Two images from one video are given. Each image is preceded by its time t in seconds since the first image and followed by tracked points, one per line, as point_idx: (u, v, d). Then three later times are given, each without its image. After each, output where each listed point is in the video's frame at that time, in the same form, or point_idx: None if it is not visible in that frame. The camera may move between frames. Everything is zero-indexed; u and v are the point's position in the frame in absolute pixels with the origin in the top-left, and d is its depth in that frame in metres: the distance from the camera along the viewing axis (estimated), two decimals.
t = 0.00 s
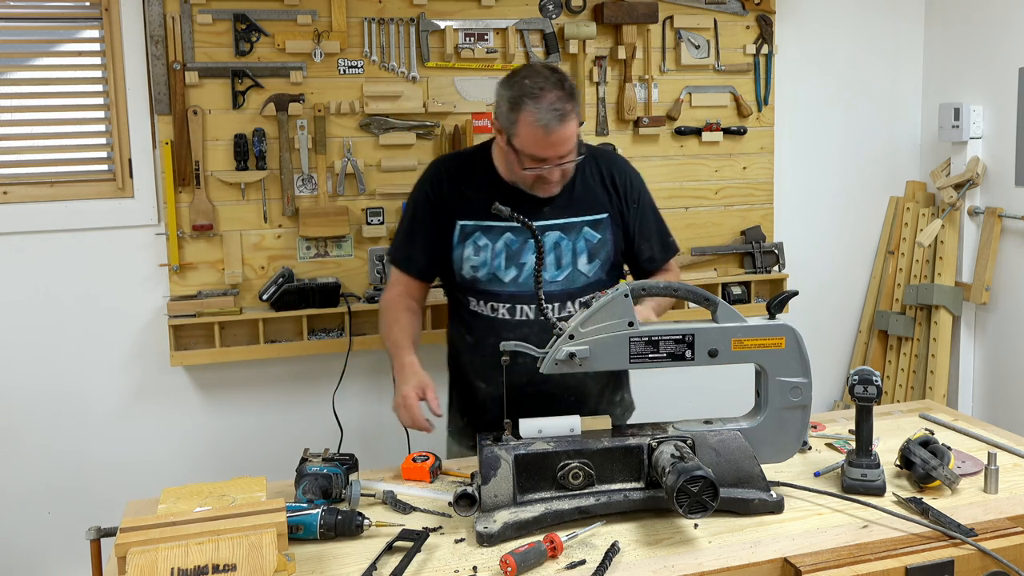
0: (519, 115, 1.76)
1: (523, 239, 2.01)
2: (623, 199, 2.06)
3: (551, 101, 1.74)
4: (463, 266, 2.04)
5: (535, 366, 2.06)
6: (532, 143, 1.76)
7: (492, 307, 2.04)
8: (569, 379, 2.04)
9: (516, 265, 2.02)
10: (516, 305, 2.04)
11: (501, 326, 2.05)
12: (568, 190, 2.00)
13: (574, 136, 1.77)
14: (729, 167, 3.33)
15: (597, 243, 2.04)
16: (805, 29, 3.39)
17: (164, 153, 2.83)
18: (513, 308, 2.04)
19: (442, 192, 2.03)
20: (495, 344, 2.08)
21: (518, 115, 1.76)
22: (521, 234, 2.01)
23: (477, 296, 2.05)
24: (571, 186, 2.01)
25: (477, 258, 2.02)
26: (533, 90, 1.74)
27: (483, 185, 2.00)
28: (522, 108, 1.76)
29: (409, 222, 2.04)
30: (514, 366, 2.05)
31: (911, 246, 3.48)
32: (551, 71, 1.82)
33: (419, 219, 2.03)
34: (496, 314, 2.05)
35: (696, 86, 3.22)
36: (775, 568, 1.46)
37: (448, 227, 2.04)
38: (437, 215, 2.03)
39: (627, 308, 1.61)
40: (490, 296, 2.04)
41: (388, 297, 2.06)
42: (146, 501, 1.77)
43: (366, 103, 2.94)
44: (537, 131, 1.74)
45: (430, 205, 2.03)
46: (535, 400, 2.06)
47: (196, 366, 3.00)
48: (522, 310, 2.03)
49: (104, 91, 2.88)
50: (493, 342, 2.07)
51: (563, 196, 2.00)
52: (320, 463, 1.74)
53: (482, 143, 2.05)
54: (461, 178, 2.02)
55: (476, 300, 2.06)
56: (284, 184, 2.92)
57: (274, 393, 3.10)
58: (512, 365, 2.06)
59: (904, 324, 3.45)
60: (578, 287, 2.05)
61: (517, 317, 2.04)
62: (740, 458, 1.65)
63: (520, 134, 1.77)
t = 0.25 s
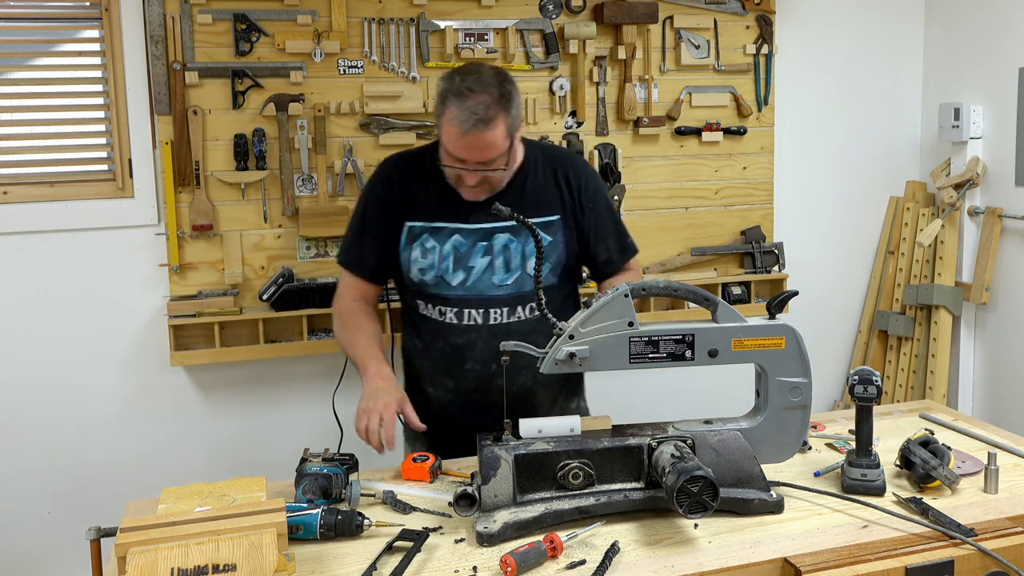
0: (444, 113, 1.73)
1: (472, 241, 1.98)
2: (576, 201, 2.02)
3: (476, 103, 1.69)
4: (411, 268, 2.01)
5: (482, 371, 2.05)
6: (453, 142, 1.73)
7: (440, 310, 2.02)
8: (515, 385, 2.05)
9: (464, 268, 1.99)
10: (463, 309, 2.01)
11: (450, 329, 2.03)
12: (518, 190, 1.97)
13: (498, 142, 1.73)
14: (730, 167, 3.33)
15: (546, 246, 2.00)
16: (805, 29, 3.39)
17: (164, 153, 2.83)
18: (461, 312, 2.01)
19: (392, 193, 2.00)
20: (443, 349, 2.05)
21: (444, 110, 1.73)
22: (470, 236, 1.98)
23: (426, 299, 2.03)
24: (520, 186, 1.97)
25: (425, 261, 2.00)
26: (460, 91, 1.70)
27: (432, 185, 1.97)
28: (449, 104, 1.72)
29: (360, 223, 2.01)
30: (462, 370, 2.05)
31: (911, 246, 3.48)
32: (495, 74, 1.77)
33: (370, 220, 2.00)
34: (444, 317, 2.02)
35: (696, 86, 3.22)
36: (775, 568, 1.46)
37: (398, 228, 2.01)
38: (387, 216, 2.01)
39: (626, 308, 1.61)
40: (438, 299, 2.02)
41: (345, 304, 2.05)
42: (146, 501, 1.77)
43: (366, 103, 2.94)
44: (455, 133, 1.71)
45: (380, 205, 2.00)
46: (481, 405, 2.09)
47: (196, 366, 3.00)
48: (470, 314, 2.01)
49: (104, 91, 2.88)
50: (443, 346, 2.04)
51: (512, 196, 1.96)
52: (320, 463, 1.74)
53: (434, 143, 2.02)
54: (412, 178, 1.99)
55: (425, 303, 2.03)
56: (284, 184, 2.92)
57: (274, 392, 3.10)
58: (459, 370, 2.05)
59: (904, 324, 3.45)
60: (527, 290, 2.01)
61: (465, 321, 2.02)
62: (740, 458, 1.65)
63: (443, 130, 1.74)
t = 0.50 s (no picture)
0: (397, 123, 1.71)
1: (436, 249, 1.98)
2: (538, 201, 2.03)
3: (429, 113, 1.68)
4: (377, 281, 1.99)
5: (453, 379, 2.05)
6: (408, 153, 1.72)
7: (406, 320, 2.01)
8: (487, 390, 2.06)
9: (430, 276, 1.99)
10: (430, 319, 2.00)
11: (417, 340, 2.02)
12: (478, 194, 1.98)
13: (454, 150, 1.73)
14: (730, 167, 3.33)
15: (510, 250, 2.00)
16: (805, 29, 3.39)
17: (164, 153, 2.83)
18: (428, 321, 2.00)
19: (354, 206, 1.99)
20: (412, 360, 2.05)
21: (397, 120, 1.71)
22: (433, 244, 1.98)
23: (392, 310, 2.02)
24: (480, 190, 1.98)
25: (390, 272, 1.98)
26: (411, 100, 1.69)
27: (393, 194, 1.98)
28: (402, 114, 1.70)
29: (325, 239, 1.97)
30: (432, 379, 2.05)
31: (911, 246, 3.48)
32: (446, 79, 1.76)
33: (335, 235, 1.97)
34: (412, 328, 2.01)
35: (696, 86, 3.22)
36: (775, 568, 1.46)
37: (362, 240, 2.00)
38: (352, 230, 1.99)
39: (627, 308, 1.61)
40: (405, 310, 2.01)
41: (326, 325, 1.99)
42: (145, 501, 1.77)
43: (366, 103, 2.94)
44: (409, 144, 1.70)
45: (344, 218, 1.98)
46: (454, 412, 2.09)
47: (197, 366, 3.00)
48: (437, 324, 2.01)
49: (104, 92, 2.88)
50: (411, 357, 2.04)
51: (474, 200, 1.98)
52: (320, 463, 1.74)
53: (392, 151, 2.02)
54: (373, 188, 1.99)
55: (391, 314, 2.03)
56: (284, 184, 2.92)
57: (274, 392, 3.11)
58: (430, 379, 2.06)
59: (904, 324, 3.45)
60: (493, 297, 2.01)
61: (432, 331, 2.01)
62: (741, 458, 1.65)
63: (398, 141, 1.72)
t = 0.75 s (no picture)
0: (379, 136, 1.71)
1: (417, 255, 1.98)
2: (517, 207, 2.02)
3: (411, 125, 1.67)
4: (357, 286, 1.99)
5: (437, 386, 2.06)
6: (392, 166, 1.71)
7: (389, 327, 2.01)
8: (472, 395, 2.08)
9: (411, 283, 1.98)
10: (413, 326, 1.99)
11: (400, 346, 2.01)
12: (458, 200, 1.97)
13: (439, 159, 1.73)
14: (730, 167, 3.33)
15: (488, 260, 1.99)
16: (805, 29, 3.39)
17: (164, 153, 2.83)
18: (411, 329, 2.00)
19: (334, 210, 1.98)
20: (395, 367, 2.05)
21: (380, 134, 1.71)
22: (414, 251, 1.98)
23: (374, 317, 2.01)
24: (460, 196, 1.97)
25: (371, 278, 1.98)
26: (392, 113, 1.68)
27: (373, 198, 1.97)
28: (384, 128, 1.70)
29: (304, 243, 1.96)
30: (416, 386, 2.05)
31: (911, 246, 3.48)
32: (425, 87, 1.75)
33: (315, 240, 1.97)
34: (394, 335, 2.01)
35: (696, 86, 3.22)
36: (775, 568, 1.46)
37: (342, 245, 2.00)
38: (331, 234, 1.98)
39: (627, 308, 1.61)
40: (387, 316, 2.00)
41: (303, 329, 1.98)
42: (145, 501, 1.77)
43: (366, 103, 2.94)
44: (393, 157, 1.70)
45: (325, 221, 1.97)
46: (440, 418, 2.10)
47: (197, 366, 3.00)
48: (420, 331, 2.00)
49: (104, 92, 2.88)
50: (395, 363, 2.04)
51: (454, 206, 1.97)
52: (320, 463, 1.74)
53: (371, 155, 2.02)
54: (353, 193, 1.98)
55: (373, 320, 2.02)
56: (284, 184, 2.92)
57: (274, 392, 3.10)
58: (415, 386, 2.06)
59: (904, 324, 3.44)
60: (473, 304, 2.00)
61: (415, 338, 2.00)
62: (741, 458, 1.65)
63: (381, 153, 1.72)
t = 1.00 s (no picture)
0: (375, 145, 1.70)
1: (412, 258, 1.98)
2: (512, 207, 2.03)
3: (407, 134, 1.67)
4: (352, 290, 1.98)
5: (432, 389, 2.05)
6: (390, 175, 1.72)
7: (385, 331, 2.00)
8: (468, 397, 2.07)
9: (407, 286, 1.98)
10: (409, 328, 1.99)
11: (396, 350, 2.01)
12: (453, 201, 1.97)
13: (437, 166, 1.73)
14: (730, 167, 3.33)
15: (485, 259, 2.00)
16: (805, 29, 3.39)
17: (164, 153, 2.83)
18: (407, 331, 1.99)
19: (327, 213, 1.96)
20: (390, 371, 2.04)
21: (375, 142, 1.70)
22: (409, 253, 1.98)
23: (369, 321, 2.00)
24: (454, 197, 1.97)
25: (366, 281, 1.97)
26: (388, 122, 1.67)
27: (367, 201, 1.96)
28: (380, 137, 1.70)
29: (296, 246, 1.93)
30: (411, 390, 2.05)
31: (911, 246, 3.48)
32: (420, 94, 1.74)
33: (307, 243, 1.94)
34: (390, 338, 2.00)
35: (696, 86, 3.22)
36: (775, 568, 1.46)
37: (335, 248, 1.98)
38: (324, 237, 1.96)
39: (627, 308, 1.61)
40: (382, 320, 1.99)
41: (295, 331, 1.96)
42: (145, 501, 1.77)
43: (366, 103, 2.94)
44: (391, 166, 1.70)
45: (317, 225, 1.95)
46: (435, 421, 2.09)
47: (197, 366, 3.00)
48: (416, 334, 2.00)
49: (104, 92, 2.88)
50: (390, 367, 2.03)
51: (448, 208, 1.97)
52: (320, 463, 1.74)
53: (362, 158, 2.00)
54: (346, 196, 1.96)
55: (368, 325, 2.01)
56: (284, 184, 2.92)
57: (274, 392, 3.11)
58: (410, 389, 2.05)
59: (904, 324, 3.44)
60: (470, 305, 2.01)
61: (411, 341, 2.00)
62: (741, 458, 1.65)
63: (378, 162, 1.72)
